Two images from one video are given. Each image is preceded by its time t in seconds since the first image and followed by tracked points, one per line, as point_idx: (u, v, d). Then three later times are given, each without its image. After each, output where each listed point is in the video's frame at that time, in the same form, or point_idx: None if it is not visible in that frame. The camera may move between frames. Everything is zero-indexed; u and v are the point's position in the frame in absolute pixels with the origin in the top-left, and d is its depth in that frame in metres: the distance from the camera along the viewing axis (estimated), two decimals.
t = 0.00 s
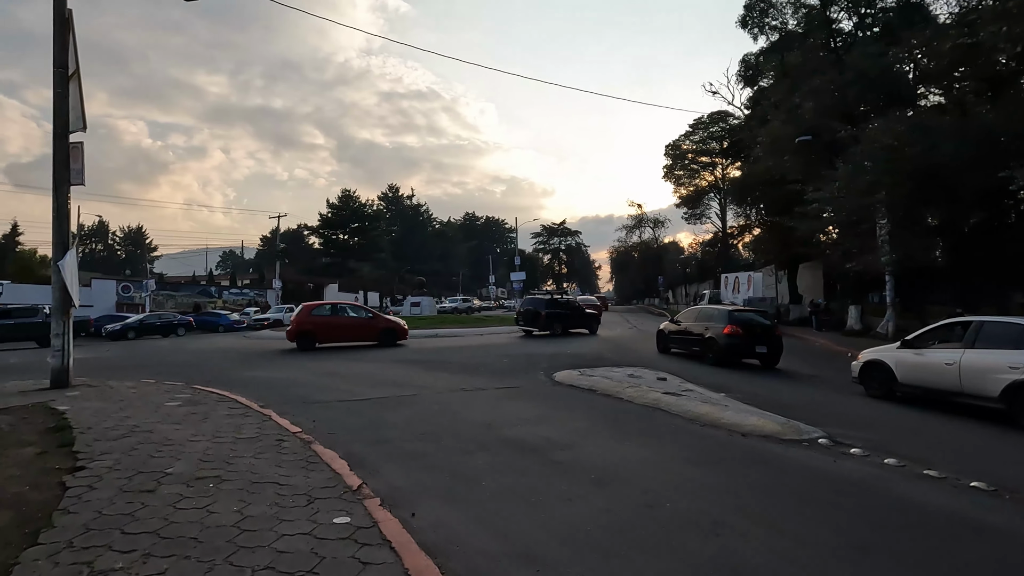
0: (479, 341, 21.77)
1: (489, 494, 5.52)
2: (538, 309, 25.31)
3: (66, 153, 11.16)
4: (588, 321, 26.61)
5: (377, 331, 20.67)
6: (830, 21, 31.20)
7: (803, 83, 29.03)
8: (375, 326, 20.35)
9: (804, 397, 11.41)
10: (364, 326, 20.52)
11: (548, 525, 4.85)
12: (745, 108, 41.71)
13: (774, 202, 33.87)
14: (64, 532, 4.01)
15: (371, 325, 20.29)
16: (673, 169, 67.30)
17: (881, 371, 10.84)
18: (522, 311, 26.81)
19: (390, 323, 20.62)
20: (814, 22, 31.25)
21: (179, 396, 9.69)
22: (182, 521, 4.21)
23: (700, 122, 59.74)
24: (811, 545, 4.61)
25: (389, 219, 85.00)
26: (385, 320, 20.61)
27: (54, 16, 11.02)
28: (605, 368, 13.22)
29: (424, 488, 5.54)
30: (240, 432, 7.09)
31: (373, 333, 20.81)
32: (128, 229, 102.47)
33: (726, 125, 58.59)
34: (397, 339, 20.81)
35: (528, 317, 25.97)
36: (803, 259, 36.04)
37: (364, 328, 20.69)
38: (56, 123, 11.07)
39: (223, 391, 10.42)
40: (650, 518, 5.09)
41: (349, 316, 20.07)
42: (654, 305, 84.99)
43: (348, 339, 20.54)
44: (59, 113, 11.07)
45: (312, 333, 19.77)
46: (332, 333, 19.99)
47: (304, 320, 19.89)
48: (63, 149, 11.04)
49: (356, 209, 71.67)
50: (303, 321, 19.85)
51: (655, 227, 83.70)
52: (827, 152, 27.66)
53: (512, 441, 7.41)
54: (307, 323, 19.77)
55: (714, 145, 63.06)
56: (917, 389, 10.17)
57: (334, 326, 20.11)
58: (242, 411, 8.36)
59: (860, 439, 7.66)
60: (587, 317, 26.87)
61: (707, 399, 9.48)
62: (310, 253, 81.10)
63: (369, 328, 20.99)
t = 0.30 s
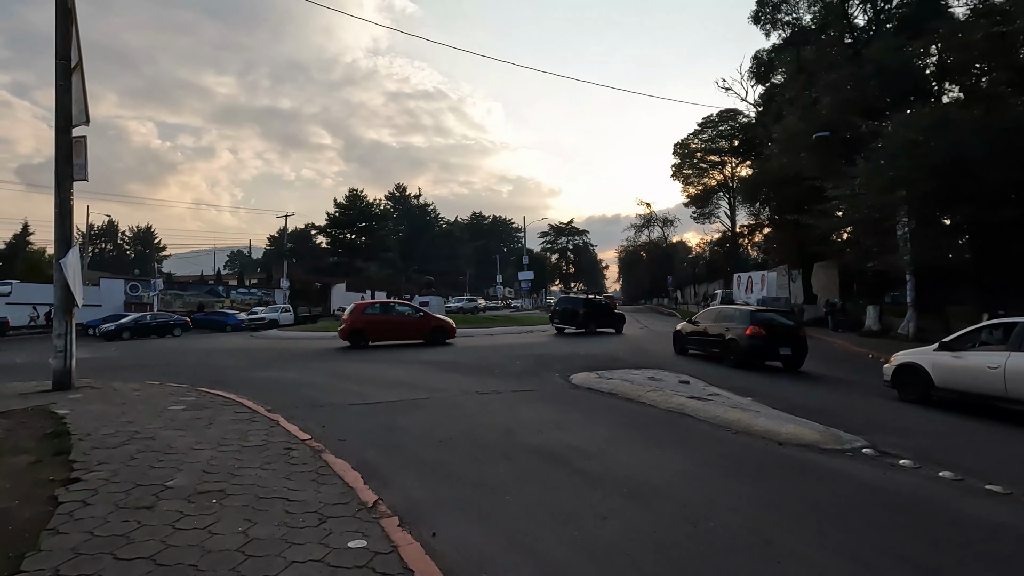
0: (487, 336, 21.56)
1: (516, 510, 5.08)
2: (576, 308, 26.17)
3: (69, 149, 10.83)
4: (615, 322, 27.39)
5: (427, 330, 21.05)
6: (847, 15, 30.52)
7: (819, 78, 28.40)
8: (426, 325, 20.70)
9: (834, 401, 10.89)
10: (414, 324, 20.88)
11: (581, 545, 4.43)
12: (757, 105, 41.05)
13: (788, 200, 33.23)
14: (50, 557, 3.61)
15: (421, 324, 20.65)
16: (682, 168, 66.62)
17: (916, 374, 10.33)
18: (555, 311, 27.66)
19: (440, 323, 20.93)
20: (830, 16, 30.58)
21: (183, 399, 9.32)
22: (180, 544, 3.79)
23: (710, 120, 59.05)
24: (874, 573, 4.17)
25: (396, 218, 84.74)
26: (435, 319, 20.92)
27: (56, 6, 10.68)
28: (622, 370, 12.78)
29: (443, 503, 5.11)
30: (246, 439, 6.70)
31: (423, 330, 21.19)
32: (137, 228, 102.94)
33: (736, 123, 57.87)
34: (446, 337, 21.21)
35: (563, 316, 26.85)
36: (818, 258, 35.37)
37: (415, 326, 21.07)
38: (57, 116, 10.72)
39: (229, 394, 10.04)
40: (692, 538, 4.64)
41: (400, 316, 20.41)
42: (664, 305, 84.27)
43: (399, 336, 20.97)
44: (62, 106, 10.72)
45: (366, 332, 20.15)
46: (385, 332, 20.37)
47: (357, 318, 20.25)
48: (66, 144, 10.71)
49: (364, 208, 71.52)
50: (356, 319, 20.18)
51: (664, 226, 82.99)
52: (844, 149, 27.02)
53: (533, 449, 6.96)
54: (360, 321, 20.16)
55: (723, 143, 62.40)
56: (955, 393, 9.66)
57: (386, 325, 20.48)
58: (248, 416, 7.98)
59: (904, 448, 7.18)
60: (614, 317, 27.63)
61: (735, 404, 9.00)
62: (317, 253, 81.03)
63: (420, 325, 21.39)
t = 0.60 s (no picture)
0: (521, 341, 22.16)
1: (545, 530, 4.73)
2: (607, 309, 27.54)
3: (69, 144, 10.48)
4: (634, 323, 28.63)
5: (473, 328, 21.33)
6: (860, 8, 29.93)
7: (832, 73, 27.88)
8: (474, 321, 21.00)
9: (861, 406, 10.49)
10: (463, 322, 21.22)
11: (620, 570, 4.07)
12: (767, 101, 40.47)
13: (800, 197, 32.67)
14: None
15: (470, 319, 20.96)
16: (688, 165, 66.05)
17: (950, 377, 9.90)
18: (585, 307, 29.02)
19: (487, 319, 21.28)
20: (843, 9, 29.98)
21: (187, 403, 8.99)
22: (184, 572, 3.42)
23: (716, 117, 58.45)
24: None
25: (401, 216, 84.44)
26: (483, 315, 21.28)
27: None
28: (638, 372, 12.40)
29: (467, 522, 4.76)
30: (253, 447, 6.33)
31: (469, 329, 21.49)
32: (142, 228, 103.07)
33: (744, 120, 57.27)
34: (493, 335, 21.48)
35: (593, 315, 28.15)
36: (829, 256, 34.87)
37: (462, 325, 21.38)
38: (58, 111, 10.39)
39: (235, 397, 9.71)
40: (739, 563, 4.28)
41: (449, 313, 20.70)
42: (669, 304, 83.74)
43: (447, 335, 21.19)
44: (63, 100, 10.40)
45: (415, 328, 20.34)
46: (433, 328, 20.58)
47: (405, 315, 20.60)
48: (67, 139, 10.39)
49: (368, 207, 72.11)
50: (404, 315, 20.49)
51: (669, 224, 82.45)
52: (859, 144, 26.49)
53: (556, 460, 6.61)
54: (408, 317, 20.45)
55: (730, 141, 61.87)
56: (991, 397, 9.25)
57: (434, 321, 20.74)
58: (254, 422, 7.62)
59: (947, 458, 6.79)
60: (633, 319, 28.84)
61: (762, 409, 8.61)
62: (322, 252, 80.91)
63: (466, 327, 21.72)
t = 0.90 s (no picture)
0: (548, 339, 22.41)
1: (581, 546, 4.38)
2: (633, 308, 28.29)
3: (72, 139, 10.16)
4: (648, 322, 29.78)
5: (521, 326, 21.70)
6: None
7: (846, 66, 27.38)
8: (522, 315, 21.53)
9: (893, 407, 10.07)
10: (509, 320, 21.57)
11: None
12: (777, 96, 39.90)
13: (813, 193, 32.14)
14: None
15: (517, 316, 21.30)
16: (694, 163, 65.29)
17: (987, 378, 9.46)
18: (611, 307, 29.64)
19: (533, 317, 21.92)
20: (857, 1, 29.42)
21: (194, 406, 8.67)
22: None
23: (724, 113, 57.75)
24: None
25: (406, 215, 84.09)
26: (529, 314, 22.02)
27: None
28: (657, 373, 12.02)
29: (498, 540, 4.40)
30: (264, 455, 5.98)
31: (516, 331, 21.84)
32: (148, 228, 103.18)
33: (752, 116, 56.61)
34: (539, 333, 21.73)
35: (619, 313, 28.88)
36: (842, 253, 34.33)
37: (509, 322, 21.73)
38: (60, 105, 10.07)
39: (243, 400, 9.38)
40: None
41: (499, 307, 21.39)
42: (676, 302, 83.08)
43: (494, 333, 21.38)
44: (65, 94, 10.08)
45: (466, 317, 20.81)
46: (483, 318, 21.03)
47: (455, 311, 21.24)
48: (69, 134, 10.08)
49: (375, 207, 73.11)
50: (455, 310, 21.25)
51: (676, 222, 81.80)
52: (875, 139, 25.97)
53: (584, 468, 6.25)
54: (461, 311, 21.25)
55: (737, 138, 61.25)
56: None
57: (483, 316, 21.29)
58: (265, 427, 7.27)
59: (1000, 465, 6.39)
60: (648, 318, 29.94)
61: (795, 412, 8.22)
62: (327, 251, 80.73)
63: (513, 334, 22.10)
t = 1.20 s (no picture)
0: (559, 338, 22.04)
1: (612, 572, 4.02)
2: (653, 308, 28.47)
3: (72, 134, 9.87)
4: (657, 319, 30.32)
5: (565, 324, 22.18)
6: None
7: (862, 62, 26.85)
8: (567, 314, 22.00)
9: (924, 413, 9.63)
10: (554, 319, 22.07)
11: None
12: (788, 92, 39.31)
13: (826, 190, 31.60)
14: None
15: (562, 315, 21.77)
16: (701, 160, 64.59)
17: None
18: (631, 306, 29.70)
19: (577, 316, 22.56)
20: None
21: (198, 411, 8.33)
22: None
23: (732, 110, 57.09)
24: None
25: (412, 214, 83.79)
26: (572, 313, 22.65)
27: None
28: (675, 375, 11.60)
29: (524, 568, 4.01)
30: (269, 467, 5.63)
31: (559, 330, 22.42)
32: (155, 226, 103.61)
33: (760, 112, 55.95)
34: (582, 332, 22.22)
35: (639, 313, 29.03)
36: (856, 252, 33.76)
37: (553, 321, 22.21)
38: (61, 99, 9.77)
39: (249, 405, 9.04)
40: None
41: (544, 306, 21.93)
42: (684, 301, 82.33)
43: (540, 332, 21.90)
44: (66, 87, 9.79)
45: (514, 316, 21.29)
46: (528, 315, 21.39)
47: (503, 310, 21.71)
48: (70, 129, 9.78)
49: (381, 206, 72.74)
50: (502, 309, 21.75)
51: (684, 220, 81.06)
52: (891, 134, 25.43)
53: (608, 480, 5.89)
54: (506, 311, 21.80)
55: (745, 135, 60.74)
56: None
57: (530, 315, 21.81)
58: (270, 435, 6.92)
59: None
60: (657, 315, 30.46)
61: (828, 419, 7.80)
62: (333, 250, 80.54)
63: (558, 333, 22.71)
